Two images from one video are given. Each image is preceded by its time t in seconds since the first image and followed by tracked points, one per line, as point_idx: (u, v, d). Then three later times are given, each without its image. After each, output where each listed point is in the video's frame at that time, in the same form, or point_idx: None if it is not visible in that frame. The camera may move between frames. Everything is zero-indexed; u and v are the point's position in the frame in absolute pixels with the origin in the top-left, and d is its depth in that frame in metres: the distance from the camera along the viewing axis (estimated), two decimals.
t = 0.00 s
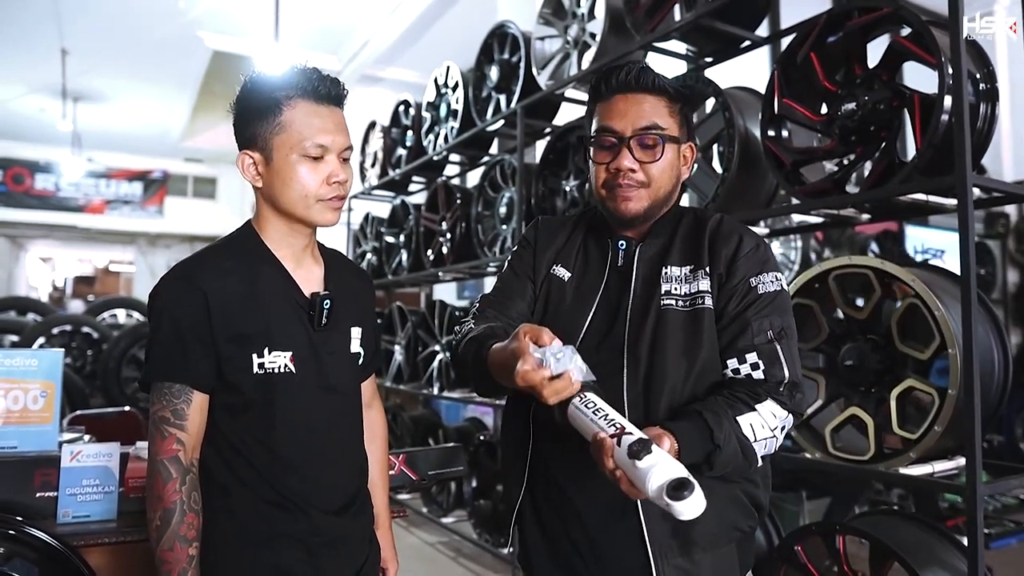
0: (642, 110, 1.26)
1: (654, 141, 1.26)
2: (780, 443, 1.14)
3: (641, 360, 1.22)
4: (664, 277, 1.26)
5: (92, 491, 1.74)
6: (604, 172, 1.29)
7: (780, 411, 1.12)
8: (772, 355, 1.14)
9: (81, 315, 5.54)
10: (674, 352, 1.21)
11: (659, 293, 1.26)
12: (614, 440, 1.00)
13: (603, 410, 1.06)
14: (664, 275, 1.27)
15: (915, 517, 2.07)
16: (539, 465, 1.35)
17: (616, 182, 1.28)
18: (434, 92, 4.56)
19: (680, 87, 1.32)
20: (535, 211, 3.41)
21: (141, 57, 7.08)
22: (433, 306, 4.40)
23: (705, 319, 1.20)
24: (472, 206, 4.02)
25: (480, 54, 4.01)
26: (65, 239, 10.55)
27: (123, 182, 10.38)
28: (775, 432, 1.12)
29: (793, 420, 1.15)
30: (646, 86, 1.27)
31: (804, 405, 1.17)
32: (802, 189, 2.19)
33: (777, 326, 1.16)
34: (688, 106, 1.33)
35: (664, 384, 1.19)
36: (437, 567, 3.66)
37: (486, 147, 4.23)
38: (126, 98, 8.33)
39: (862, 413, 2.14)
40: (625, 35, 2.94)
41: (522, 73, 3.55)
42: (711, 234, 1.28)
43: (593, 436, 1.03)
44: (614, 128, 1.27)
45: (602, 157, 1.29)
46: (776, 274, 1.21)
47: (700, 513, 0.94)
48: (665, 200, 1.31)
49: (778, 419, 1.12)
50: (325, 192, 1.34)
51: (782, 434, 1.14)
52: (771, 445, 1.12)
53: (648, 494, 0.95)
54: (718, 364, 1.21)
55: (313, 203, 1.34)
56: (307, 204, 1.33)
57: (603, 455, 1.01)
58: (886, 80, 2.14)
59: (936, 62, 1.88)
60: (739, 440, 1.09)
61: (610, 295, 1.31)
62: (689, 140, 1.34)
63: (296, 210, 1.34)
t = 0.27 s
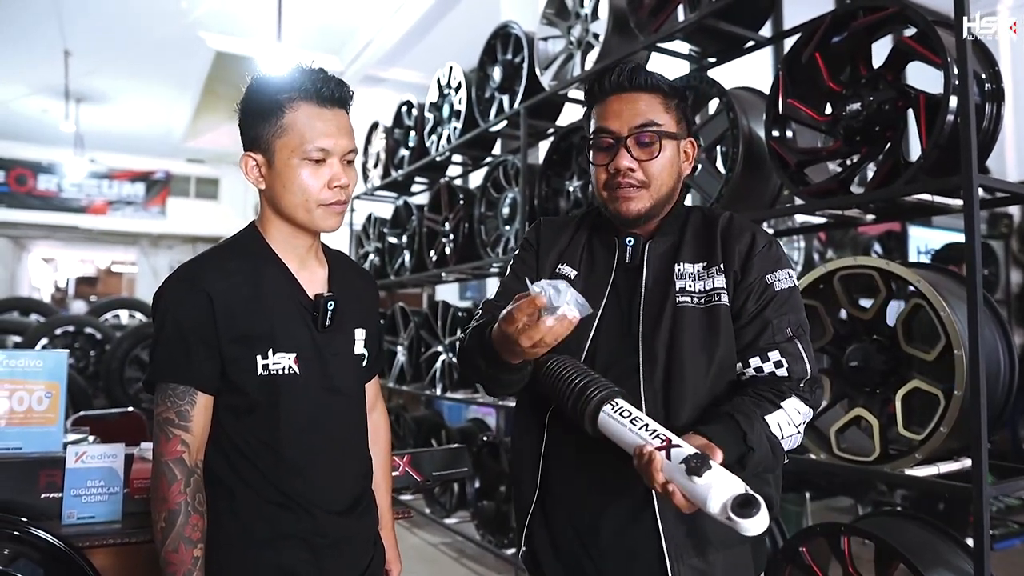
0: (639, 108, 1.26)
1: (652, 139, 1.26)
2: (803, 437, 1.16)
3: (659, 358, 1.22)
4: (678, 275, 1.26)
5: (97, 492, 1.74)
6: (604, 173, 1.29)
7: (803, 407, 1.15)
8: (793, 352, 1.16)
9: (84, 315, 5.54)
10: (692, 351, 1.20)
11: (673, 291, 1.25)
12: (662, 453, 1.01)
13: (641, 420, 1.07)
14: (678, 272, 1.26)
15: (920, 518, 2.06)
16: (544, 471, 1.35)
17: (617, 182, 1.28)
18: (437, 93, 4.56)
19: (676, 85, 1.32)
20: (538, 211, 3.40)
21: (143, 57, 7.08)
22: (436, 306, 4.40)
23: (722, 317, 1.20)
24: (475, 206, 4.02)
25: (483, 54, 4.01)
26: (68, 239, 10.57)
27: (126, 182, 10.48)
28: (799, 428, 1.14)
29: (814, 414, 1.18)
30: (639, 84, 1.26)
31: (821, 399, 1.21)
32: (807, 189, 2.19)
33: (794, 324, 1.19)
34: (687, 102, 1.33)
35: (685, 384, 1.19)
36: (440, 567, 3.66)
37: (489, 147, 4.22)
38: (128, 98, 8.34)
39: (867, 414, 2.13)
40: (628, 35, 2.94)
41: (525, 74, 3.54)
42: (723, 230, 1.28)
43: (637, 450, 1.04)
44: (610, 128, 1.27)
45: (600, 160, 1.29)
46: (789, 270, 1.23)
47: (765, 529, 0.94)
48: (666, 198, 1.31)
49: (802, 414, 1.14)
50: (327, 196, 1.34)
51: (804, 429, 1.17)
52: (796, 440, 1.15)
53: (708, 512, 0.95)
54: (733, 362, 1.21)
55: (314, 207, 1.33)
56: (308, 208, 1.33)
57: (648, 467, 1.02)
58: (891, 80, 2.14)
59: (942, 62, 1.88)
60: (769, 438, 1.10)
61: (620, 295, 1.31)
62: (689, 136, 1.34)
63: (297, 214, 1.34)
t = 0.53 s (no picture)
0: (637, 106, 1.27)
1: (652, 136, 1.26)
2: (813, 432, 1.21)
3: (673, 359, 1.23)
4: (687, 275, 1.27)
5: (100, 493, 1.74)
6: (605, 173, 1.29)
7: (813, 402, 1.18)
8: (802, 350, 1.19)
9: (86, 316, 5.55)
10: (706, 351, 1.21)
11: (684, 291, 1.26)
12: (702, 456, 1.04)
13: (672, 423, 1.10)
14: (687, 273, 1.27)
15: (921, 518, 2.07)
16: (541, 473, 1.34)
17: (617, 180, 1.28)
18: (438, 93, 4.56)
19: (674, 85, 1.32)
20: (540, 212, 3.41)
21: (145, 58, 7.09)
22: (438, 307, 4.40)
23: (734, 317, 1.22)
24: (476, 207, 4.02)
25: (484, 54, 4.01)
26: (70, 240, 10.58)
27: (127, 183, 10.46)
28: (811, 423, 1.18)
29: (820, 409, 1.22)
30: (638, 83, 1.28)
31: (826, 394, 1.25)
32: (808, 191, 2.19)
33: (800, 321, 1.22)
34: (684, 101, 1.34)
35: (700, 383, 1.21)
36: (441, 568, 3.66)
37: (490, 148, 4.23)
38: (130, 99, 8.35)
39: (868, 415, 2.13)
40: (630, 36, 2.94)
41: (526, 74, 3.55)
42: (727, 229, 1.30)
43: (674, 455, 1.06)
44: (610, 127, 1.28)
45: (600, 158, 1.29)
46: (791, 268, 1.26)
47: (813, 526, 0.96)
48: (667, 197, 1.31)
49: (814, 409, 1.18)
50: (328, 200, 1.34)
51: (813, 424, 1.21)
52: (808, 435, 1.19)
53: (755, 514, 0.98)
54: (744, 360, 1.23)
55: (315, 211, 1.34)
56: (309, 212, 1.33)
57: (688, 471, 1.04)
58: (892, 82, 2.14)
59: (943, 63, 1.88)
60: (788, 434, 1.13)
61: (627, 296, 1.31)
62: (687, 135, 1.34)
63: (298, 217, 1.34)
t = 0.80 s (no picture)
0: (629, 100, 1.27)
1: (646, 130, 1.26)
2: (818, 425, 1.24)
3: (684, 357, 1.24)
4: (692, 274, 1.28)
5: (97, 493, 1.74)
6: (601, 169, 1.29)
7: (819, 396, 1.22)
8: (805, 344, 1.22)
9: (86, 316, 5.56)
10: (716, 348, 1.23)
11: (691, 289, 1.27)
12: (735, 458, 1.06)
13: (698, 425, 1.11)
14: (692, 271, 1.28)
15: (919, 518, 2.07)
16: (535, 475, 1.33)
17: (614, 176, 1.27)
18: (437, 93, 4.56)
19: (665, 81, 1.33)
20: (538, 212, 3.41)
21: (145, 58, 7.09)
22: (437, 306, 4.41)
23: (741, 313, 1.23)
24: (475, 206, 4.02)
25: (484, 54, 4.01)
26: (70, 240, 10.58)
27: (127, 183, 10.51)
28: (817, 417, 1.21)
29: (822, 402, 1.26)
30: (630, 78, 1.28)
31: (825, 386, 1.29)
32: (805, 190, 2.19)
33: (800, 316, 1.26)
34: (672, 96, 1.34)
35: (712, 381, 1.22)
36: (441, 567, 3.66)
37: (489, 147, 4.23)
38: (130, 99, 8.35)
39: (866, 414, 2.12)
40: (628, 35, 2.94)
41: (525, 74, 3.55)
42: (727, 226, 1.32)
43: (705, 458, 1.07)
44: (604, 123, 1.28)
45: (594, 155, 1.29)
46: (788, 264, 1.30)
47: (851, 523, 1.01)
48: (663, 193, 1.31)
49: (820, 403, 1.21)
50: (324, 200, 1.34)
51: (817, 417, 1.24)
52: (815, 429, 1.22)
53: (797, 515, 1.00)
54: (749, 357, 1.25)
55: (311, 211, 1.34)
56: (305, 212, 1.33)
57: (722, 474, 1.05)
58: (890, 81, 2.14)
59: (941, 62, 1.88)
60: (801, 429, 1.16)
61: (633, 296, 1.30)
62: (679, 130, 1.34)
63: (294, 216, 1.34)
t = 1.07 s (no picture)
0: (634, 92, 1.27)
1: (652, 124, 1.26)
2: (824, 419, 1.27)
3: (696, 352, 1.24)
4: (700, 269, 1.28)
5: (94, 490, 1.74)
6: (607, 164, 1.28)
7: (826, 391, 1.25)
8: (811, 339, 1.24)
9: (86, 315, 5.56)
10: (729, 345, 1.23)
11: (700, 285, 1.27)
12: (762, 458, 1.05)
13: (720, 425, 1.10)
14: (700, 267, 1.28)
15: (919, 516, 2.06)
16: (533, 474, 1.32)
17: (619, 171, 1.27)
18: (437, 92, 4.56)
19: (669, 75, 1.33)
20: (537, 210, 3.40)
21: (145, 58, 7.09)
22: (436, 305, 4.40)
23: (750, 309, 1.24)
24: (475, 205, 4.02)
25: (483, 53, 4.01)
26: (70, 240, 10.58)
27: (127, 182, 10.49)
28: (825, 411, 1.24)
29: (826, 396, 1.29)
30: (635, 71, 1.28)
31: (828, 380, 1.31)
32: (804, 188, 2.18)
33: (806, 312, 1.28)
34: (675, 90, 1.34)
35: (725, 379, 1.23)
36: (440, 566, 3.66)
37: (489, 146, 4.23)
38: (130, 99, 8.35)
39: (865, 412, 2.12)
40: (627, 33, 2.94)
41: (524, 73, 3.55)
42: (733, 222, 1.33)
43: (731, 459, 1.06)
44: (609, 116, 1.27)
45: (599, 148, 1.28)
46: (793, 260, 1.31)
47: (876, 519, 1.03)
48: (668, 186, 1.31)
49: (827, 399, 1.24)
50: (320, 195, 1.33)
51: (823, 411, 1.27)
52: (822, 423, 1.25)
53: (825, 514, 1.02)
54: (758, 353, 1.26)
55: (306, 206, 1.33)
56: (300, 207, 1.33)
57: (748, 475, 1.05)
58: (889, 78, 2.14)
59: (940, 59, 1.88)
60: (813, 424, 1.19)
61: (642, 292, 1.30)
62: (683, 124, 1.34)
63: (289, 212, 1.34)
